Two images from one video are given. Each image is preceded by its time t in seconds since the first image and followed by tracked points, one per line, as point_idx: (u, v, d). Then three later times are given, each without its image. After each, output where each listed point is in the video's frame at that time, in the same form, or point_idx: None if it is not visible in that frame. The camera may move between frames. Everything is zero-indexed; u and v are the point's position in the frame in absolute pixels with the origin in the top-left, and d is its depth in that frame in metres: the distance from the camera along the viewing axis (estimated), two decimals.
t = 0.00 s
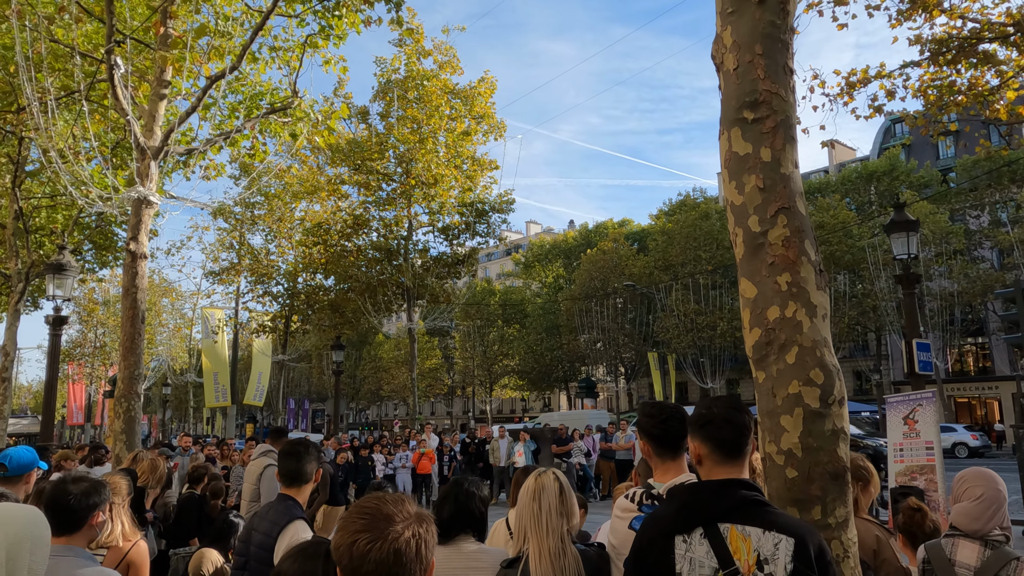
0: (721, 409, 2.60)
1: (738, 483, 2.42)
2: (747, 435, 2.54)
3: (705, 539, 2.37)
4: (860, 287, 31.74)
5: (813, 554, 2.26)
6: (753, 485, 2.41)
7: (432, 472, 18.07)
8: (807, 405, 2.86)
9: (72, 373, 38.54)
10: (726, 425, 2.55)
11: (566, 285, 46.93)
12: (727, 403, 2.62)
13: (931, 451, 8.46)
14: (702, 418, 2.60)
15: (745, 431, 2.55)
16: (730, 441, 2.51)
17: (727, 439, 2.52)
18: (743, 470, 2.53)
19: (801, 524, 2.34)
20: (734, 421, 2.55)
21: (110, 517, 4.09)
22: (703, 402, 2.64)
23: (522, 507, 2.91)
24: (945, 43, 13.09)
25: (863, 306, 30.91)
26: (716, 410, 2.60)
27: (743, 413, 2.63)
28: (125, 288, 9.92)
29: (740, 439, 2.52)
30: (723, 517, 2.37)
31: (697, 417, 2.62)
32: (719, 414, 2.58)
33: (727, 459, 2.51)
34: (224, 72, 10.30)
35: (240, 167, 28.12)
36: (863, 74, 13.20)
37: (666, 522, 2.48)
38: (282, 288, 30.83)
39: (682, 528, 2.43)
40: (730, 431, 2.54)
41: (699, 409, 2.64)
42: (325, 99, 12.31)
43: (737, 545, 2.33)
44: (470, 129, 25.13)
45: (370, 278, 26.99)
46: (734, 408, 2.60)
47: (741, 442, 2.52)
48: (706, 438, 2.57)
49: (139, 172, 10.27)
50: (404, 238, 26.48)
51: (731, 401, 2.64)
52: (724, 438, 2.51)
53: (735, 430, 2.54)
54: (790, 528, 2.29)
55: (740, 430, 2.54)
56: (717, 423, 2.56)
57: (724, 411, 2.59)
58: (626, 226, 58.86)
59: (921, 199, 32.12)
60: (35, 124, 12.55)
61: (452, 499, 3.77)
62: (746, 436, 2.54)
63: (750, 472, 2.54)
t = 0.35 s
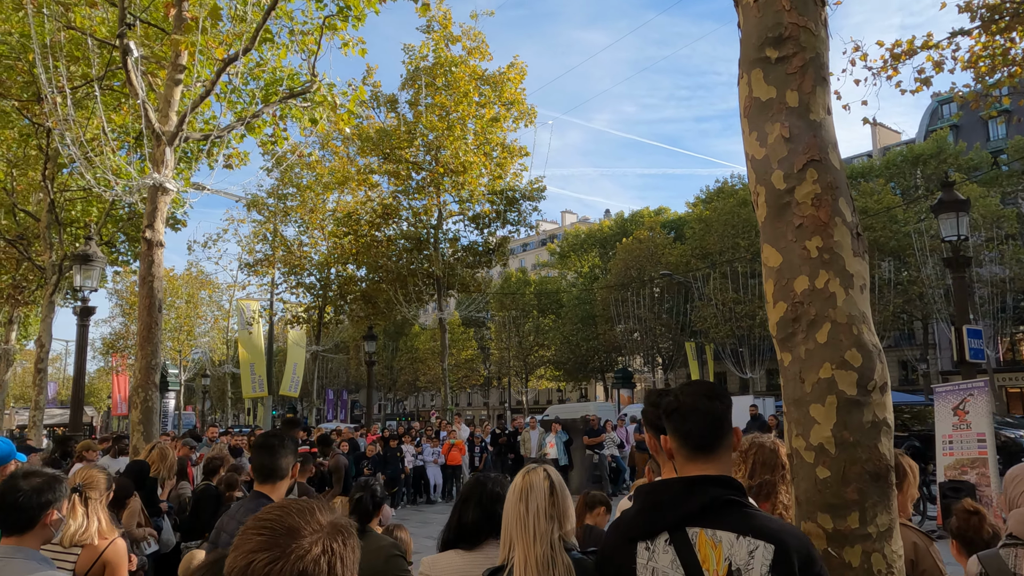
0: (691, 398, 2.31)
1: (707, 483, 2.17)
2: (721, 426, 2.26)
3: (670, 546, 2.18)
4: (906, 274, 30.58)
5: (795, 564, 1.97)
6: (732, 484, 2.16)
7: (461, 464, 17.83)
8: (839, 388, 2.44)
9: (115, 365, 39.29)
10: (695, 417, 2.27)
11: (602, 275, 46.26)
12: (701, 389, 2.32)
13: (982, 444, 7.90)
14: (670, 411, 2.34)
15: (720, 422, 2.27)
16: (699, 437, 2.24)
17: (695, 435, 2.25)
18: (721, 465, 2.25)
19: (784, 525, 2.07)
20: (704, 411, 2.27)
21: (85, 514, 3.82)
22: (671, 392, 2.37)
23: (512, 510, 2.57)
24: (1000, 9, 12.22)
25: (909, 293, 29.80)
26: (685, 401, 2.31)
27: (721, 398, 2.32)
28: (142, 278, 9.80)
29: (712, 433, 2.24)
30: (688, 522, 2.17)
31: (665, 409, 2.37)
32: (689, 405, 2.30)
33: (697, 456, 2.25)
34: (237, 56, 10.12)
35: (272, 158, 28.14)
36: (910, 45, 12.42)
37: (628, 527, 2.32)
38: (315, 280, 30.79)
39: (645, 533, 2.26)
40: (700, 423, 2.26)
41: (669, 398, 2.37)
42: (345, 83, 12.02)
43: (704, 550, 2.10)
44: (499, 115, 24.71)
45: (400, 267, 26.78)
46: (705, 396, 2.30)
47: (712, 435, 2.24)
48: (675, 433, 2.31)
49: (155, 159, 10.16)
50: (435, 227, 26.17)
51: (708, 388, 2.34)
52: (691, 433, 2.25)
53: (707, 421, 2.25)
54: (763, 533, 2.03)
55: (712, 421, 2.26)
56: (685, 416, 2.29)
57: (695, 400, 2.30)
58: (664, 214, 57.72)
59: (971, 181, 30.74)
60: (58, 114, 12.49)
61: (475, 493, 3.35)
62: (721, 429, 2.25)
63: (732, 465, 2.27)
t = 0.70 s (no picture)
0: (673, 395, 1.97)
1: (689, 495, 1.78)
2: (708, 424, 1.91)
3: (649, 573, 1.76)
4: (955, 262, 29.36)
5: None
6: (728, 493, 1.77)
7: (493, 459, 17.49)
8: (892, 382, 2.02)
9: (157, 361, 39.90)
10: (675, 417, 1.93)
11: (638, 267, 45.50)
12: (685, 385, 1.99)
13: None
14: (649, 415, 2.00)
15: (708, 420, 1.91)
16: (682, 439, 1.90)
17: (676, 438, 1.91)
18: (712, 474, 1.89)
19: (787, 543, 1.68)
20: (686, 407, 1.92)
21: (61, 518, 3.56)
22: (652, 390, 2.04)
23: (501, 523, 2.85)
24: None
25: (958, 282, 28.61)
26: (667, 399, 1.97)
27: (711, 393, 1.97)
28: (161, 270, 9.65)
29: (696, 436, 1.90)
30: (671, 544, 1.74)
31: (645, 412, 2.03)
32: (670, 403, 1.95)
33: (683, 464, 1.90)
34: (253, 41, 9.87)
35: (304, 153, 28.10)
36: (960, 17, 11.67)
37: (597, 551, 1.90)
38: (348, 274, 30.69)
39: (618, 558, 1.84)
40: (682, 426, 1.91)
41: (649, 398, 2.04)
42: (367, 69, 11.70)
43: None
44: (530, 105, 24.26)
45: (431, 260, 26.52)
46: (689, 393, 1.96)
47: (695, 439, 1.90)
48: (654, 437, 1.98)
49: (173, 151, 10.02)
50: (466, 219, 25.83)
51: (696, 384, 2.00)
52: (670, 434, 1.91)
53: (688, 422, 1.91)
54: (760, 551, 1.62)
55: (698, 419, 1.91)
56: (665, 417, 1.95)
57: (678, 397, 1.96)
58: (702, 205, 56.60)
59: None
60: (83, 109, 12.42)
61: (486, 505, 3.19)
62: (709, 427, 1.91)
63: (724, 473, 1.90)
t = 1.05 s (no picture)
0: (693, 384, 1.61)
1: (710, 509, 1.42)
2: (735, 419, 1.55)
3: None
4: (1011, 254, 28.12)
5: None
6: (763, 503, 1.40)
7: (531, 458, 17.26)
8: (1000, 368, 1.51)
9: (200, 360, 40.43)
10: (694, 412, 1.58)
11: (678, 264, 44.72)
12: (706, 372, 1.64)
13: None
14: (665, 412, 1.66)
15: (735, 414, 1.55)
16: (703, 440, 1.55)
17: (696, 441, 1.56)
18: (746, 481, 1.54)
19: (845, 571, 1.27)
20: (707, 400, 1.57)
21: (54, 522, 3.35)
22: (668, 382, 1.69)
23: (514, 538, 2.71)
24: None
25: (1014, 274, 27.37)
26: (685, 393, 1.62)
27: (739, 379, 1.60)
28: (190, 267, 9.53)
29: (721, 435, 1.54)
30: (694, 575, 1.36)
31: (662, 407, 1.69)
32: (687, 397, 1.60)
33: (709, 470, 1.55)
34: (279, 32, 9.74)
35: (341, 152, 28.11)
36: None
37: None
38: (385, 273, 30.55)
39: None
40: (704, 424, 1.56)
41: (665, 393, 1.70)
42: (395, 61, 11.47)
43: None
44: (565, 98, 23.88)
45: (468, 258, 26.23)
46: (711, 383, 1.60)
47: (720, 438, 1.54)
48: (672, 437, 1.62)
49: (200, 146, 9.92)
50: (502, 216, 25.45)
51: (721, 370, 1.63)
52: (688, 434, 1.57)
53: (709, 419, 1.55)
54: None
55: (720, 413, 1.55)
56: (682, 414, 1.60)
57: (697, 388, 1.60)
58: (743, 199, 55.41)
59: None
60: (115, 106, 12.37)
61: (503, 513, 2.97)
62: (736, 423, 1.54)
63: (755, 478, 1.55)
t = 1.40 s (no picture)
0: (698, 366, 1.32)
1: (720, 524, 1.14)
2: (750, 411, 1.26)
3: None
4: None
5: None
6: (786, 516, 1.13)
7: (562, 455, 16.78)
8: None
9: (236, 358, 40.82)
10: (701, 402, 1.29)
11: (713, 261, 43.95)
12: (715, 351, 1.34)
13: None
14: (665, 404, 1.38)
15: (750, 403, 1.27)
16: (709, 439, 1.27)
17: (703, 438, 1.28)
18: (766, 489, 1.26)
19: None
20: (716, 387, 1.28)
21: (38, 521, 3.19)
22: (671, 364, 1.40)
23: (506, 549, 2.71)
24: None
25: None
26: (688, 378, 1.33)
27: (756, 359, 1.31)
28: (212, 261, 9.47)
29: (733, 433, 1.26)
30: None
31: (662, 395, 1.40)
32: (690, 384, 1.31)
33: (720, 476, 1.27)
34: (297, 22, 9.62)
35: (371, 148, 28.08)
36: None
37: None
38: (416, 270, 30.42)
39: None
40: (713, 418, 1.28)
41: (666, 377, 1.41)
42: (419, 50, 11.27)
43: None
44: (596, 89, 23.48)
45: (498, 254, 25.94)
46: (721, 363, 1.30)
47: (734, 436, 1.26)
48: (677, 434, 1.34)
49: (222, 139, 9.86)
50: (533, 210, 25.12)
51: (733, 347, 1.34)
52: (694, 427, 1.28)
53: (718, 409, 1.27)
54: None
55: (732, 402, 1.27)
56: (687, 404, 1.31)
57: (704, 370, 1.31)
58: (779, 193, 54.28)
59: None
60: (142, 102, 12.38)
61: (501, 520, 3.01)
62: (750, 415, 1.26)
63: (778, 483, 1.27)
